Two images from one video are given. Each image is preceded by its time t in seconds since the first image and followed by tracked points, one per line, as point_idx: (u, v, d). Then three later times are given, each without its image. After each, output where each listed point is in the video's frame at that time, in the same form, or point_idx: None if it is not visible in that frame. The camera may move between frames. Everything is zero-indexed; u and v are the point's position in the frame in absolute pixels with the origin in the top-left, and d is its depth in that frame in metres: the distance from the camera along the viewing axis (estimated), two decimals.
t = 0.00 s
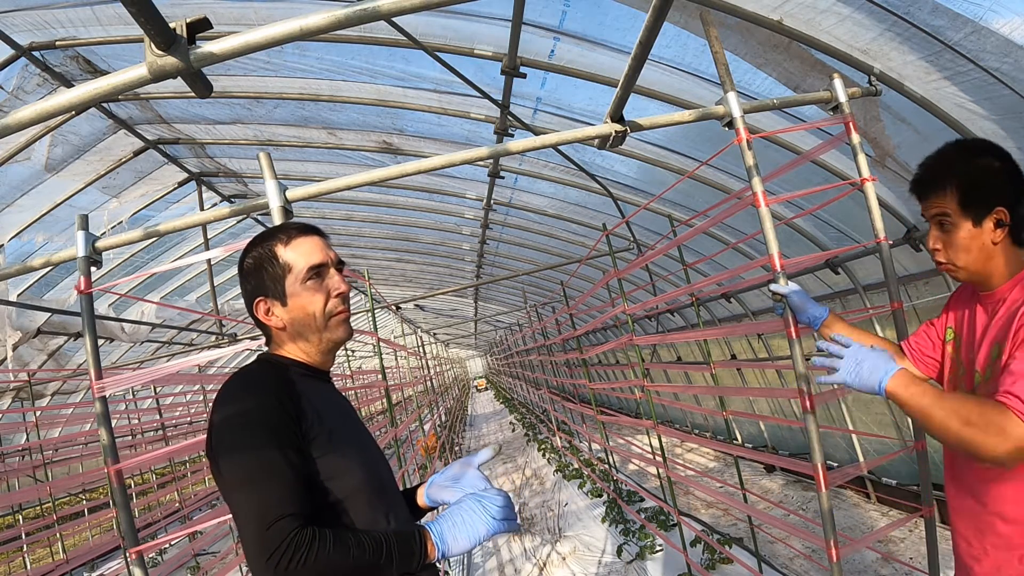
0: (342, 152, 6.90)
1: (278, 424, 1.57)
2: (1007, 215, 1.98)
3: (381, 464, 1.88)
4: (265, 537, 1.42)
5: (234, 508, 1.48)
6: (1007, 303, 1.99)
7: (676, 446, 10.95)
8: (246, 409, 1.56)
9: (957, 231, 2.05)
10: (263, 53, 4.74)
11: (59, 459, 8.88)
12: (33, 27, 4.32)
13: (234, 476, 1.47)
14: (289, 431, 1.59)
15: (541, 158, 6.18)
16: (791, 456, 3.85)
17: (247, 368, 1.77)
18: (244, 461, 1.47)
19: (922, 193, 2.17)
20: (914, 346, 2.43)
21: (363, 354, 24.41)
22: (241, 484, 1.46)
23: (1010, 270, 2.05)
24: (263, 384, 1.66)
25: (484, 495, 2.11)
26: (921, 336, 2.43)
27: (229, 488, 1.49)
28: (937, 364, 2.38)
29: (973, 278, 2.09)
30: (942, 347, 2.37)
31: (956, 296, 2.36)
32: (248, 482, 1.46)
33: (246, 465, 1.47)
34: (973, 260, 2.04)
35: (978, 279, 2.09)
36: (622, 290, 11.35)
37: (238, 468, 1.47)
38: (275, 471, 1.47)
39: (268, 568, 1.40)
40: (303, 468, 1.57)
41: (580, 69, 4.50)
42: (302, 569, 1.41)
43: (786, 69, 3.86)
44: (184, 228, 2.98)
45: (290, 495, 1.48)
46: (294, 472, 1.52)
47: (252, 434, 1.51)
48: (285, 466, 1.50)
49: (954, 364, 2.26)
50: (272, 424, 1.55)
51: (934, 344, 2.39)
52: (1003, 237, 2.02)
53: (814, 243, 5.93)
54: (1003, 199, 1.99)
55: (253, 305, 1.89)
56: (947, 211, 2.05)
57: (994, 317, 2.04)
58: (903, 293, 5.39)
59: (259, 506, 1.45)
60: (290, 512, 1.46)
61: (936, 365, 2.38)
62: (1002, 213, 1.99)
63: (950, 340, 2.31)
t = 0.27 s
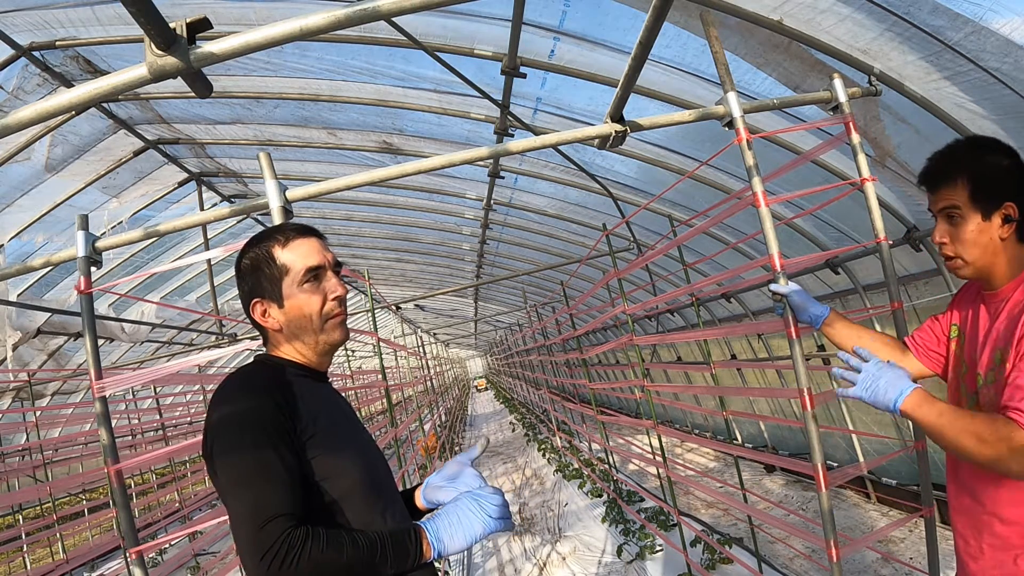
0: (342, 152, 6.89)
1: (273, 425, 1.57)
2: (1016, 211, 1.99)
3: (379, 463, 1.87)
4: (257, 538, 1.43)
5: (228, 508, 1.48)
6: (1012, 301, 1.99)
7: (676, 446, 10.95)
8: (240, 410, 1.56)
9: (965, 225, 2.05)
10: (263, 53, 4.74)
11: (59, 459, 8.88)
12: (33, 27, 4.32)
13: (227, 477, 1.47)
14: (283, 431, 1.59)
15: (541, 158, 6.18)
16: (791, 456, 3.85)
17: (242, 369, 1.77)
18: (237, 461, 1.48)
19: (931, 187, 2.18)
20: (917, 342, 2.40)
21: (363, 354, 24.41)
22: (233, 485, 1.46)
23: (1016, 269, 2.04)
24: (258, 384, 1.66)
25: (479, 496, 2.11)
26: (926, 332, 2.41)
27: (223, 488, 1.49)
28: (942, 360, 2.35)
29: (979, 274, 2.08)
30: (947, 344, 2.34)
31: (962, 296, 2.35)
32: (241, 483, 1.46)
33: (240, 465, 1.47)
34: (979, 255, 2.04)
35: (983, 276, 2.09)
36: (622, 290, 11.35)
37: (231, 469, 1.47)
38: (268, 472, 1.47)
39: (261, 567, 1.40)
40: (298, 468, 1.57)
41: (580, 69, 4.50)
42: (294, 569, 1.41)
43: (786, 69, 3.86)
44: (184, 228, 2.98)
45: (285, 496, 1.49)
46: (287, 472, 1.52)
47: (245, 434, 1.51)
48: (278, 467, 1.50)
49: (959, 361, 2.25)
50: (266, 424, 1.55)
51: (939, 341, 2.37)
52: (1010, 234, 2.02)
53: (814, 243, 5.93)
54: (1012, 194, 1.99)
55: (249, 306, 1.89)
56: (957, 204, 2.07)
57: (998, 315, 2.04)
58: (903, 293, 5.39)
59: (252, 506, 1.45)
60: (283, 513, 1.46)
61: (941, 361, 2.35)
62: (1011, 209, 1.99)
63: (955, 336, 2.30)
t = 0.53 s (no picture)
0: (342, 152, 6.90)
1: (266, 427, 1.56)
2: (1018, 210, 2.00)
3: (376, 464, 1.87)
4: (249, 540, 1.43)
5: (222, 511, 1.49)
6: (1015, 301, 1.98)
7: (676, 446, 10.95)
8: (233, 413, 1.56)
9: (968, 224, 2.04)
10: (263, 53, 4.74)
11: (59, 459, 8.88)
12: (33, 27, 4.32)
13: (220, 480, 1.48)
14: (277, 433, 1.59)
15: (541, 158, 6.18)
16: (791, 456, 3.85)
17: (238, 371, 1.78)
18: (229, 464, 1.48)
19: (931, 187, 2.17)
20: (908, 349, 2.38)
21: (363, 354, 24.41)
22: (226, 487, 1.47)
23: (1016, 269, 2.05)
24: (253, 386, 1.66)
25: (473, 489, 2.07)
26: (918, 338, 2.39)
27: (216, 491, 1.50)
28: (935, 366, 2.33)
29: (979, 275, 2.08)
30: (939, 348, 2.32)
31: (957, 295, 2.35)
32: (234, 486, 1.46)
33: (232, 467, 1.47)
34: (982, 254, 2.03)
35: (982, 276, 2.08)
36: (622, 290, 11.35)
37: (224, 471, 1.48)
38: (261, 475, 1.48)
39: (252, 570, 1.41)
40: (291, 470, 1.57)
41: (580, 70, 4.50)
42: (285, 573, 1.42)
43: (786, 69, 3.86)
44: (184, 228, 2.98)
45: (277, 499, 1.48)
46: (280, 475, 1.52)
47: (238, 437, 1.51)
48: (271, 470, 1.50)
49: (954, 365, 2.24)
50: (260, 427, 1.55)
51: (931, 346, 2.35)
52: (1011, 234, 2.03)
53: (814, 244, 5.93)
54: (1014, 195, 2.00)
55: (247, 306, 1.89)
56: (960, 203, 2.06)
57: (1000, 317, 2.03)
58: (903, 293, 5.39)
59: (244, 509, 1.45)
60: (274, 516, 1.47)
61: (933, 366, 2.33)
62: (1012, 209, 2.00)
63: (948, 341, 2.28)
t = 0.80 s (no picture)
0: (342, 152, 6.89)
1: (259, 429, 1.56)
2: (1010, 213, 2.00)
3: (373, 465, 1.86)
4: (240, 544, 1.43)
5: (215, 513, 1.49)
6: (1007, 301, 1.99)
7: (676, 446, 10.96)
8: (229, 414, 1.56)
9: (960, 226, 2.05)
10: (263, 53, 4.73)
11: (59, 459, 8.88)
12: (33, 27, 4.32)
13: (213, 481, 1.48)
14: (272, 436, 1.59)
15: (541, 158, 6.18)
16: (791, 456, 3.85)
17: (236, 371, 1.79)
18: (222, 467, 1.48)
19: (926, 187, 2.17)
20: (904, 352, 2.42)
21: (364, 354, 24.41)
22: (219, 490, 1.47)
23: (1008, 270, 2.06)
24: (249, 388, 1.66)
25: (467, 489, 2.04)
26: (914, 343, 2.43)
27: (210, 492, 1.50)
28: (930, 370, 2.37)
29: (972, 276, 2.09)
30: (935, 351, 2.37)
31: (954, 296, 2.36)
32: (227, 488, 1.46)
33: (225, 470, 1.47)
34: (974, 255, 2.05)
35: (976, 277, 2.09)
36: (622, 290, 11.35)
37: (218, 473, 1.48)
38: (254, 478, 1.47)
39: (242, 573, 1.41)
40: (286, 473, 1.57)
41: (580, 70, 4.50)
42: None
43: (786, 69, 3.86)
44: (184, 228, 2.98)
45: (267, 502, 1.48)
46: (274, 478, 1.51)
47: (232, 439, 1.51)
48: (264, 473, 1.50)
49: (949, 368, 2.25)
50: (255, 429, 1.55)
51: (928, 349, 2.39)
52: (1004, 235, 2.03)
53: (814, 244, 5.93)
54: (1007, 196, 2.00)
55: (246, 305, 1.89)
56: (953, 205, 2.06)
57: (993, 318, 2.04)
58: (903, 293, 5.40)
59: (237, 512, 1.46)
60: (266, 519, 1.46)
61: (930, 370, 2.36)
62: (1005, 211, 2.01)
63: (944, 343, 2.30)
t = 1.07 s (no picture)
0: (342, 152, 6.89)
1: (257, 431, 1.56)
2: (1006, 212, 2.01)
3: (372, 466, 1.86)
4: (235, 546, 1.44)
5: (212, 515, 1.49)
6: (1002, 300, 1.99)
7: (676, 446, 10.96)
8: (227, 415, 1.56)
9: (956, 224, 2.05)
10: (263, 53, 4.73)
11: (59, 459, 8.88)
12: (33, 27, 4.31)
13: (210, 483, 1.48)
14: (270, 437, 1.58)
15: (541, 158, 6.18)
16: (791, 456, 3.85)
17: (236, 370, 1.79)
18: (219, 470, 1.48)
19: (923, 185, 2.18)
20: (906, 354, 2.37)
21: (364, 354, 24.41)
22: (215, 491, 1.47)
23: (1003, 269, 2.07)
24: (248, 389, 1.66)
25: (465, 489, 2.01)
26: (917, 343, 2.38)
27: (207, 494, 1.50)
28: (931, 371, 2.33)
29: (966, 273, 2.10)
30: (937, 352, 2.32)
31: (953, 297, 2.33)
32: (223, 489, 1.46)
33: (222, 472, 1.48)
34: (969, 253, 2.05)
35: (970, 276, 2.10)
36: (622, 290, 11.35)
37: (214, 475, 1.48)
38: (250, 480, 1.48)
39: None
40: (283, 475, 1.57)
41: (580, 70, 4.50)
42: None
43: (786, 69, 3.86)
44: (184, 228, 2.98)
45: (263, 503, 1.48)
46: (270, 480, 1.51)
47: (229, 441, 1.51)
48: (261, 475, 1.50)
49: (948, 369, 2.23)
50: (253, 431, 1.55)
51: (929, 350, 2.34)
52: (999, 234, 2.04)
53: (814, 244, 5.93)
54: (1003, 196, 2.01)
55: (247, 304, 1.89)
56: (949, 203, 2.06)
57: (988, 318, 2.03)
58: (903, 293, 5.39)
59: (233, 514, 1.46)
60: (262, 522, 1.47)
61: (931, 372, 2.32)
62: (1000, 210, 2.01)
63: (945, 344, 2.28)
